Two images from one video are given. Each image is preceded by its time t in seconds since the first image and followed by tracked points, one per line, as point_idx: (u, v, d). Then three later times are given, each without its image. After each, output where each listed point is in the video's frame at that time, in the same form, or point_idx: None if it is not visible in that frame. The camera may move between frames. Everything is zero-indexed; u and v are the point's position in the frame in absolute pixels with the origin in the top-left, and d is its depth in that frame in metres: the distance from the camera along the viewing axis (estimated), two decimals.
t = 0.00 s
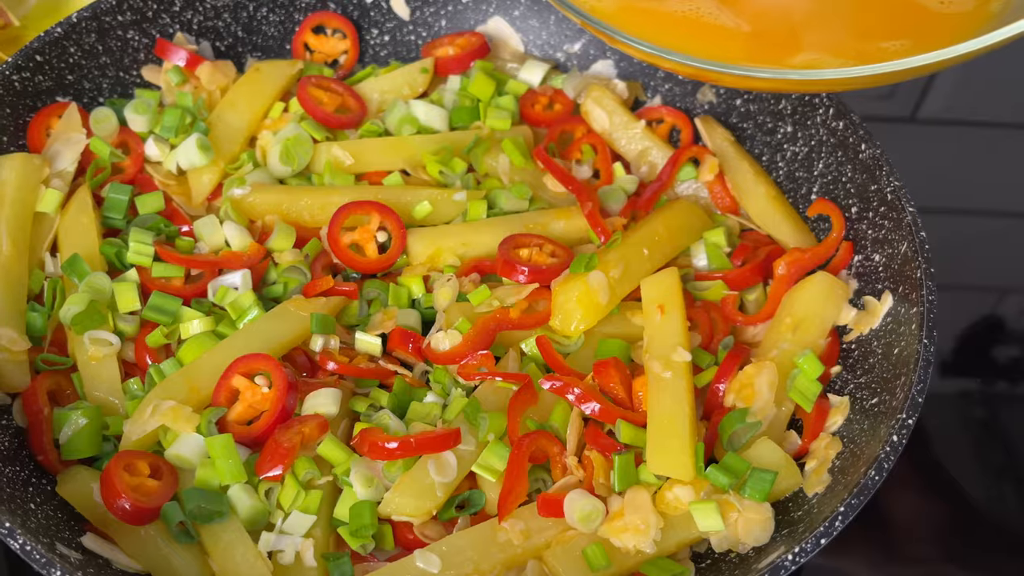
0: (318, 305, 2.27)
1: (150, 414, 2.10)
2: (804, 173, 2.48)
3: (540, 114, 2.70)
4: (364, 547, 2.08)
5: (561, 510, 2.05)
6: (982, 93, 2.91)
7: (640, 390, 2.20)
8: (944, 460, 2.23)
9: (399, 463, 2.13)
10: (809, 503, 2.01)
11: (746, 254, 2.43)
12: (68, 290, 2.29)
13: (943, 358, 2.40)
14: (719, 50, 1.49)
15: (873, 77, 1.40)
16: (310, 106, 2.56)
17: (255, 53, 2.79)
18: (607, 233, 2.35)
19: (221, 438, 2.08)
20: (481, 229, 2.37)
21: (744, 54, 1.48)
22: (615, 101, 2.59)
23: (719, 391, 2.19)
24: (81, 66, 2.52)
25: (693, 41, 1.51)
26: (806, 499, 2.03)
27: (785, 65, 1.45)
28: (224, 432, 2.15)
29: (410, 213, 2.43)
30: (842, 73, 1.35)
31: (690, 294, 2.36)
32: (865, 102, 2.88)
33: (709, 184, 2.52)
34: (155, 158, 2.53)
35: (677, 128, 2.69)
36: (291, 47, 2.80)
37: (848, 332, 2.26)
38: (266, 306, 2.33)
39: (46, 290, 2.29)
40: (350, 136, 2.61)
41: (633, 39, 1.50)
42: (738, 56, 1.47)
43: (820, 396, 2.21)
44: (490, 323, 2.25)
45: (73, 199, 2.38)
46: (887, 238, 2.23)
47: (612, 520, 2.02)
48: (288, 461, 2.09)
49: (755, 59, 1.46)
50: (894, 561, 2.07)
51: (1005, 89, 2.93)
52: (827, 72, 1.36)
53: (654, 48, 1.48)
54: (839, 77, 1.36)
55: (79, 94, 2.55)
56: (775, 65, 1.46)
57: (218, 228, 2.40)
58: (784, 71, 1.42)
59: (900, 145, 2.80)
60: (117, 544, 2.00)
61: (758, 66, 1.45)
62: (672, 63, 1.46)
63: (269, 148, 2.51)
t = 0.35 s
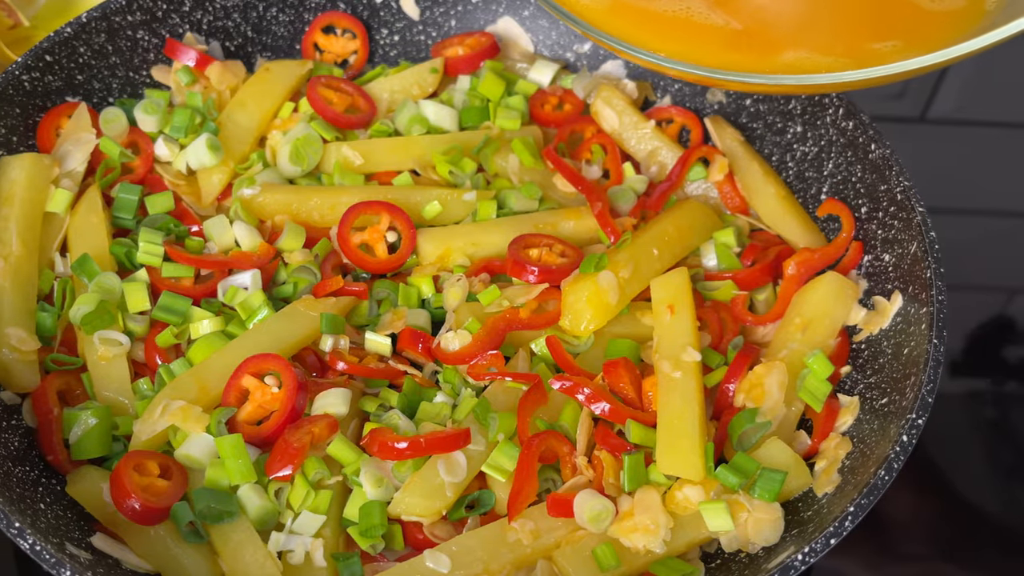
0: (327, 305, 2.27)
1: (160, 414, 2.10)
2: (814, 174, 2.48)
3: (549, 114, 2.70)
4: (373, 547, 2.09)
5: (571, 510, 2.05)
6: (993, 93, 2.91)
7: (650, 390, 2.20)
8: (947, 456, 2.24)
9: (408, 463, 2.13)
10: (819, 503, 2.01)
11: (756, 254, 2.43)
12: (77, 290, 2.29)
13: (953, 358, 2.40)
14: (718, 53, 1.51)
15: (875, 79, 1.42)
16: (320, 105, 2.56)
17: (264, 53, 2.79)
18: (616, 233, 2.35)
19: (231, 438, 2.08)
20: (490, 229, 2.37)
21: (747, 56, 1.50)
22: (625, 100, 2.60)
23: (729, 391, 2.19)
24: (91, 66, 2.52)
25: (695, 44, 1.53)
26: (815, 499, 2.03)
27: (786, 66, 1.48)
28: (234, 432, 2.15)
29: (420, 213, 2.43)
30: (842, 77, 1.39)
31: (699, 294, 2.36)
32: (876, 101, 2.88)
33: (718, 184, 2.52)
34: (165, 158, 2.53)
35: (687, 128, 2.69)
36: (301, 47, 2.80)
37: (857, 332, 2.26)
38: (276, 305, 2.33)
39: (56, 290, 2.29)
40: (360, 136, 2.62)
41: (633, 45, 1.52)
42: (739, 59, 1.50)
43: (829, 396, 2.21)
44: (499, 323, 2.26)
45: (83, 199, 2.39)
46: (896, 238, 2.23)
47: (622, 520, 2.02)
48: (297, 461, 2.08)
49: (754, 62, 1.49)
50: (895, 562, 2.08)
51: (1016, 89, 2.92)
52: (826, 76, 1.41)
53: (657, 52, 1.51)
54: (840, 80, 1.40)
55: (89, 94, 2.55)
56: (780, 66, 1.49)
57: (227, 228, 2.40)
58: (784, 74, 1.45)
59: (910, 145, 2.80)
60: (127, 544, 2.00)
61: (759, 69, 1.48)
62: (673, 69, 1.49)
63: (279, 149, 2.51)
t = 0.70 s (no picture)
0: (337, 305, 2.26)
1: (169, 414, 2.11)
2: (824, 173, 2.48)
3: (559, 114, 2.71)
4: (383, 546, 2.10)
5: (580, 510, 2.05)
6: (1003, 94, 2.91)
7: (660, 390, 2.20)
8: (945, 453, 2.25)
9: (418, 463, 2.13)
10: (828, 503, 2.00)
11: (766, 254, 2.43)
12: (87, 290, 2.29)
13: (962, 358, 2.40)
14: (718, 67, 1.57)
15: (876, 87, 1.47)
16: (330, 105, 2.56)
17: (274, 53, 2.79)
18: (626, 233, 2.35)
19: (240, 438, 2.08)
20: (500, 229, 2.37)
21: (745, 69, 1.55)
22: (634, 101, 2.60)
23: (738, 391, 2.19)
24: (101, 66, 2.53)
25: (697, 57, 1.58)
26: (825, 499, 2.02)
27: (790, 75, 1.53)
28: (244, 432, 2.15)
29: (430, 213, 2.43)
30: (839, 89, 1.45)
31: (709, 294, 2.37)
32: (885, 101, 2.88)
33: (728, 184, 2.52)
34: (175, 158, 2.53)
35: (696, 128, 2.69)
36: (311, 47, 2.81)
37: (867, 332, 2.27)
38: (286, 305, 2.33)
39: (66, 290, 2.29)
40: (370, 136, 2.62)
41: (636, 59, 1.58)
42: (739, 72, 1.55)
43: (839, 395, 2.21)
44: (509, 323, 2.25)
45: (92, 199, 2.39)
46: (906, 238, 2.23)
47: (631, 520, 2.02)
48: (307, 461, 2.08)
49: (754, 72, 1.55)
50: (896, 562, 2.07)
51: None
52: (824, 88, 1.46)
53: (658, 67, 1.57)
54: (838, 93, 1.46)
55: (99, 94, 2.56)
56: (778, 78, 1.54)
57: (237, 228, 2.40)
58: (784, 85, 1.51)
59: (920, 145, 2.80)
60: (136, 544, 2.00)
61: (760, 79, 1.53)
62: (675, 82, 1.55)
63: (288, 148, 2.51)
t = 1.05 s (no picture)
0: (346, 305, 2.26)
1: (179, 414, 2.10)
2: (833, 173, 2.48)
3: (569, 114, 2.71)
4: (393, 546, 2.09)
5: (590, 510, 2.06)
6: (1012, 94, 2.91)
7: (669, 390, 2.20)
8: (968, 495, 2.18)
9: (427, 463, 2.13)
10: (838, 503, 2.00)
11: (775, 254, 2.43)
12: (97, 290, 2.29)
13: (972, 358, 2.40)
14: (713, 71, 1.77)
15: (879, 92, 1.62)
16: (340, 105, 2.56)
17: (284, 53, 2.80)
18: (636, 232, 2.34)
19: (250, 438, 2.08)
20: (510, 229, 2.37)
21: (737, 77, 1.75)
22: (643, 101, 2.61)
23: (748, 391, 2.19)
24: (110, 66, 2.53)
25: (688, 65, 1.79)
26: (835, 499, 2.02)
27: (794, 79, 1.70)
28: (253, 432, 2.14)
29: (439, 213, 2.43)
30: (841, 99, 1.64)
31: (719, 294, 2.37)
32: (894, 102, 2.88)
33: (738, 184, 2.53)
34: (185, 158, 2.53)
35: (706, 128, 2.68)
36: (320, 47, 2.81)
37: (876, 332, 2.27)
38: (296, 305, 2.33)
39: (76, 290, 2.29)
40: (380, 136, 2.62)
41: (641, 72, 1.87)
42: (730, 80, 1.76)
43: (848, 395, 2.20)
44: (519, 323, 2.26)
45: (102, 199, 2.39)
46: (916, 238, 2.23)
47: (641, 519, 2.02)
48: (317, 461, 2.08)
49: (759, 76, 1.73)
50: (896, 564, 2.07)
51: None
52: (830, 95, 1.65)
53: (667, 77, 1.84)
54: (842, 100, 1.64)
55: (108, 94, 2.56)
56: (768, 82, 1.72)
57: (247, 228, 2.40)
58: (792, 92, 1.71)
59: (929, 145, 2.80)
60: (146, 543, 2.00)
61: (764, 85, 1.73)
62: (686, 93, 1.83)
63: (298, 148, 2.51)
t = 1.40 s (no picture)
0: (356, 305, 2.26)
1: (188, 414, 2.10)
2: (843, 173, 2.48)
3: (578, 113, 2.71)
4: (403, 546, 2.08)
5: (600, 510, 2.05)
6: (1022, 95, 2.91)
7: (679, 390, 2.19)
8: (981, 515, 2.15)
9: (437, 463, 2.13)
10: (848, 503, 2.00)
11: (785, 254, 2.43)
12: (106, 290, 2.29)
13: (982, 358, 2.41)
14: (709, 62, 1.79)
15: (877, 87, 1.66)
16: (350, 105, 2.56)
17: (293, 53, 2.80)
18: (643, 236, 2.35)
19: (260, 438, 2.08)
20: (520, 229, 2.38)
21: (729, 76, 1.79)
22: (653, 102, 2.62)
23: (758, 391, 2.19)
24: (120, 66, 2.53)
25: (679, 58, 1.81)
26: (844, 498, 2.02)
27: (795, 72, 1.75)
28: (263, 432, 2.14)
29: (449, 213, 2.43)
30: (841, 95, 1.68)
31: (728, 294, 2.37)
32: (904, 102, 2.88)
33: (747, 184, 2.54)
34: (194, 158, 2.53)
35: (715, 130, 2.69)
36: (329, 47, 2.81)
37: (886, 332, 2.26)
38: (305, 305, 2.33)
39: (85, 290, 2.29)
40: (389, 136, 2.62)
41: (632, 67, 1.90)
42: (726, 71, 1.79)
43: (858, 395, 2.20)
44: (528, 323, 2.26)
45: (112, 199, 2.39)
46: (925, 238, 2.23)
47: (651, 519, 2.02)
48: (326, 461, 2.08)
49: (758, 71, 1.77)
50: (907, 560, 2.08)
51: None
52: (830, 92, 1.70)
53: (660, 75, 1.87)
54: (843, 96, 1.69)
55: (118, 94, 2.56)
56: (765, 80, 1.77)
57: (256, 228, 2.40)
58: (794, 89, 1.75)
59: (938, 145, 2.80)
60: (155, 544, 2.00)
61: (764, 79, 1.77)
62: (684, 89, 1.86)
63: (308, 148, 2.51)
